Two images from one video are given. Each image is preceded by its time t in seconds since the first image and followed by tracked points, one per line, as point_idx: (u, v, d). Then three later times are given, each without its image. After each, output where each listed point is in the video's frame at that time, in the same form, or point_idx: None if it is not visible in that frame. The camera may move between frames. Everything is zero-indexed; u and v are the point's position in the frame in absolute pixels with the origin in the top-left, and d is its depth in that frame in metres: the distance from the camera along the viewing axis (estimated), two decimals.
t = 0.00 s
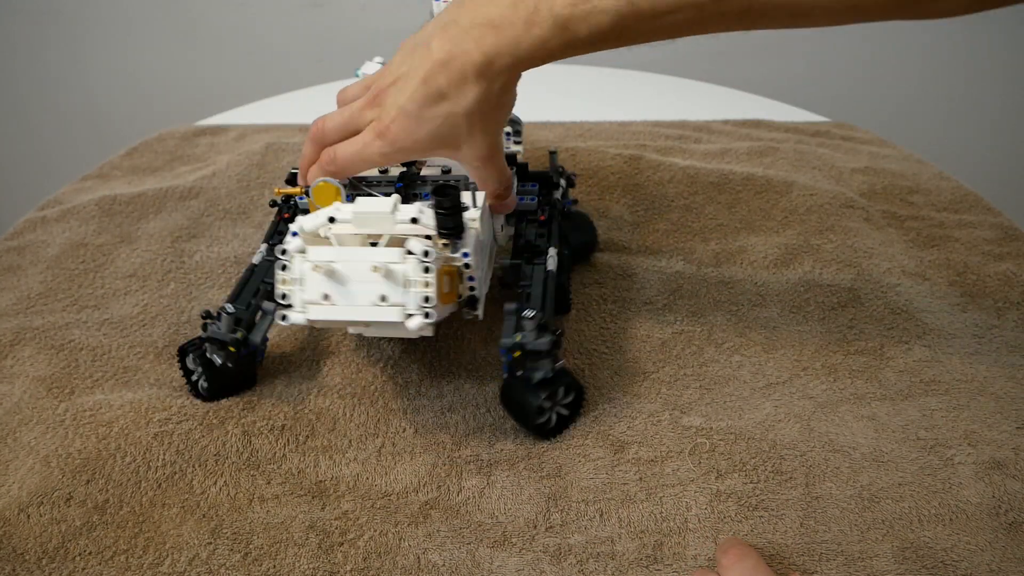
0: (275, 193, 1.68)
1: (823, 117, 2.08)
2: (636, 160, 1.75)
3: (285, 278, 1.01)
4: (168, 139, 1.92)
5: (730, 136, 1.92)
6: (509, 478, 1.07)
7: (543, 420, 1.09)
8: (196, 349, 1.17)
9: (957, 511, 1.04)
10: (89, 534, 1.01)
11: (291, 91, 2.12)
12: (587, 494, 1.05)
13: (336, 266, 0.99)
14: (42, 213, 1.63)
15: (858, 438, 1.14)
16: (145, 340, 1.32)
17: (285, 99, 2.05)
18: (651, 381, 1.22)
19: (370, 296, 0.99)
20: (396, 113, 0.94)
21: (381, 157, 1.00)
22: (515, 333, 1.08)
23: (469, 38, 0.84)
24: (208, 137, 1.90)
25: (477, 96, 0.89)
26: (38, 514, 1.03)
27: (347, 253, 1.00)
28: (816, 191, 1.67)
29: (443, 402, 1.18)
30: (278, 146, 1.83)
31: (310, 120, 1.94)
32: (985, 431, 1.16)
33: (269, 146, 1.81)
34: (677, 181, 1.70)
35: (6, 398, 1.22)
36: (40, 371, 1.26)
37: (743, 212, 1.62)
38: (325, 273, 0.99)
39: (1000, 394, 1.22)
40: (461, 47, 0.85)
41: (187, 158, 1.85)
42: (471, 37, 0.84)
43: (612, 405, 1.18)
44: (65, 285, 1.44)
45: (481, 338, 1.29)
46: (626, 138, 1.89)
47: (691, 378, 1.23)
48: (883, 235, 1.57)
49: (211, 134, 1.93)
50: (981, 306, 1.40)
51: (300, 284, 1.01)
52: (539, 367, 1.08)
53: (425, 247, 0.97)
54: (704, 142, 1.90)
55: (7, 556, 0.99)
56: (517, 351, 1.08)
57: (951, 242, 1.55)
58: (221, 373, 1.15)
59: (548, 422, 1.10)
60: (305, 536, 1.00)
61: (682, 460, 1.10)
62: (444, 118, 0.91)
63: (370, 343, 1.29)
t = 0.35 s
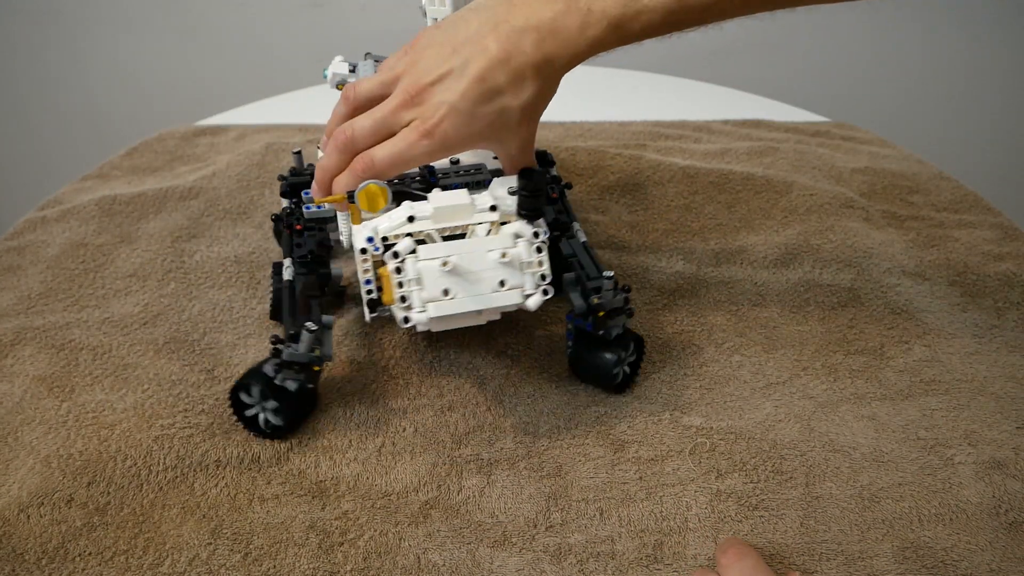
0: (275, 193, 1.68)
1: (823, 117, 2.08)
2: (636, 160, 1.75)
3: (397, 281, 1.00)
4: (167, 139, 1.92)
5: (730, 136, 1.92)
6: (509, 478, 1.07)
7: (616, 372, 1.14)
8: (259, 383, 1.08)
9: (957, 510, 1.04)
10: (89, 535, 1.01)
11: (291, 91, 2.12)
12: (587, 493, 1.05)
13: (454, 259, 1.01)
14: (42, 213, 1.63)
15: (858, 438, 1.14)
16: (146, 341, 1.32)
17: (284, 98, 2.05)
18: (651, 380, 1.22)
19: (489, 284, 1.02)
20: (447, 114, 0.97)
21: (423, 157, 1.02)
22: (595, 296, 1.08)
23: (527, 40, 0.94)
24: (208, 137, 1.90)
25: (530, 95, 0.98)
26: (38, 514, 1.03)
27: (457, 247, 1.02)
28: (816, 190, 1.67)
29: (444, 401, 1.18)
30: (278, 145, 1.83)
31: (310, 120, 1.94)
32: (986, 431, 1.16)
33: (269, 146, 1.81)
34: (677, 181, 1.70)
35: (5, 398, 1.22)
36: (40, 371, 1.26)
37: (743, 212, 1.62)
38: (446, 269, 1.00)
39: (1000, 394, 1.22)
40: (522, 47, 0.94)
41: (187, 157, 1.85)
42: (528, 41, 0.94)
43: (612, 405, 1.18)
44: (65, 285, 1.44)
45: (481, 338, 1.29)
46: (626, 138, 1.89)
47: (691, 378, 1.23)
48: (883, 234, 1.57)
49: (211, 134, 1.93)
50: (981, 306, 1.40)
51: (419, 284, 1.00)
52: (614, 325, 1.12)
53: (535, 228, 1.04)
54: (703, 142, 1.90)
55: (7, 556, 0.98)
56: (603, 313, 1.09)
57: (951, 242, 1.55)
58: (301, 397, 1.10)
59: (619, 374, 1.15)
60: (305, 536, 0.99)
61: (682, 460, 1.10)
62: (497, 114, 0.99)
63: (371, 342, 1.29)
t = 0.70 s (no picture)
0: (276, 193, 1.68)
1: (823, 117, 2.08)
2: (636, 160, 1.75)
3: (449, 274, 1.00)
4: (167, 139, 1.92)
5: (730, 136, 1.92)
6: (509, 478, 1.07)
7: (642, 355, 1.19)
8: (321, 412, 1.07)
9: (957, 511, 1.04)
10: (89, 535, 1.01)
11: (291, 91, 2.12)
12: (587, 494, 1.05)
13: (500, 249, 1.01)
14: (42, 213, 1.63)
15: (858, 438, 1.14)
16: (146, 341, 1.32)
17: (284, 99, 2.05)
18: (652, 381, 1.22)
19: (535, 269, 1.03)
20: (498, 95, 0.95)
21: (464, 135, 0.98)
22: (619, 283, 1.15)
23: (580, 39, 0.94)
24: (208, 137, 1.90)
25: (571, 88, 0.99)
26: (38, 514, 1.03)
27: (502, 234, 1.02)
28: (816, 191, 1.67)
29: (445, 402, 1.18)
30: (278, 145, 1.83)
31: (309, 120, 1.94)
32: (986, 431, 1.16)
33: (269, 146, 1.81)
34: (677, 181, 1.70)
35: (5, 398, 1.22)
36: (40, 371, 1.26)
37: (743, 212, 1.62)
38: (497, 257, 1.01)
39: (1000, 394, 1.22)
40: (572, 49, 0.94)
41: (187, 157, 1.85)
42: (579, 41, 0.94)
43: (612, 405, 1.18)
44: (65, 285, 1.44)
45: (482, 338, 1.29)
46: (626, 138, 1.89)
47: (691, 378, 1.23)
48: (883, 234, 1.57)
49: (211, 134, 1.93)
50: (981, 306, 1.40)
51: (469, 276, 1.01)
52: (636, 312, 1.17)
53: (573, 210, 1.05)
54: (704, 142, 1.90)
55: (6, 556, 0.98)
56: (628, 299, 1.14)
57: (951, 242, 1.55)
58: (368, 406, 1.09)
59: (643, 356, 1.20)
60: (305, 537, 0.99)
61: (682, 460, 1.10)
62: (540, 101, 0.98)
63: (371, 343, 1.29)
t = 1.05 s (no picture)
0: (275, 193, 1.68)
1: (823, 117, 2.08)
2: (637, 160, 1.75)
3: (454, 268, 1.00)
4: (167, 139, 1.92)
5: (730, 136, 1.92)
6: (509, 478, 1.07)
7: (642, 350, 1.19)
8: (324, 410, 1.06)
9: (957, 511, 1.04)
10: (89, 535, 1.01)
11: (290, 91, 2.12)
12: (587, 494, 1.05)
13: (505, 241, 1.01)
14: (42, 213, 1.63)
15: (858, 438, 1.14)
16: (146, 341, 1.32)
17: (284, 99, 2.05)
18: (652, 380, 1.22)
19: (541, 262, 1.03)
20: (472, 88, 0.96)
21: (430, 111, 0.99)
22: (620, 278, 1.14)
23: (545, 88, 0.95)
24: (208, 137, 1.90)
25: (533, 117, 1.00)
26: (38, 514, 1.03)
27: (507, 228, 1.02)
28: (816, 191, 1.67)
29: (445, 402, 1.18)
30: (278, 145, 1.83)
31: (309, 120, 1.94)
32: (985, 431, 1.16)
33: (269, 146, 1.81)
34: (677, 181, 1.70)
35: (5, 398, 1.22)
36: (40, 371, 1.26)
37: (743, 212, 1.62)
38: (503, 250, 1.00)
39: (1000, 394, 1.22)
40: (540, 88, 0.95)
41: (187, 157, 1.85)
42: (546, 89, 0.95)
43: (612, 405, 1.18)
44: (65, 285, 1.44)
45: (482, 338, 1.29)
46: (626, 138, 1.89)
47: (692, 377, 1.23)
48: (883, 234, 1.57)
49: (211, 134, 1.93)
50: (980, 306, 1.40)
51: (475, 270, 1.01)
52: (637, 306, 1.16)
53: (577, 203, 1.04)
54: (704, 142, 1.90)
55: (6, 556, 0.98)
56: (629, 293, 1.13)
57: (952, 242, 1.55)
58: (372, 406, 1.08)
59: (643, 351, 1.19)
60: (305, 537, 0.99)
61: (682, 460, 1.10)
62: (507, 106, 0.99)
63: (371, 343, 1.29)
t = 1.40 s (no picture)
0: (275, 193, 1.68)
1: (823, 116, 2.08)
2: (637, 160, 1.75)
3: (469, 275, 1.01)
4: (167, 138, 1.92)
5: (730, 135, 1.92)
6: (509, 479, 1.07)
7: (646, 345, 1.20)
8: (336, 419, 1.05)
9: (957, 511, 1.04)
10: (89, 536, 1.01)
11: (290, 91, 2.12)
12: (587, 494, 1.05)
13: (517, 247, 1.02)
14: (42, 213, 1.63)
15: (858, 439, 1.14)
16: (146, 341, 1.32)
17: (284, 98, 2.04)
18: (651, 380, 1.22)
19: (552, 266, 1.03)
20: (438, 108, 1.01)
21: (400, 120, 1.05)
22: (622, 275, 1.15)
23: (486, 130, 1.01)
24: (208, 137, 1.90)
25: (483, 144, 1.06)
26: (38, 515, 1.03)
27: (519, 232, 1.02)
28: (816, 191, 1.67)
29: (444, 402, 1.18)
30: (277, 145, 1.83)
31: (309, 120, 1.93)
32: (985, 431, 1.16)
33: (269, 146, 1.81)
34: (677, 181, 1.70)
35: (5, 398, 1.22)
36: (40, 371, 1.26)
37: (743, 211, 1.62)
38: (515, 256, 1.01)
39: (1000, 394, 1.22)
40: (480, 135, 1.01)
41: (187, 157, 1.85)
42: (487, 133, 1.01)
43: (611, 405, 1.18)
44: (65, 285, 1.44)
45: (482, 338, 1.29)
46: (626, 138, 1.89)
47: (691, 377, 1.23)
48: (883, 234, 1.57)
49: (211, 134, 1.93)
50: (981, 306, 1.40)
51: (487, 276, 1.01)
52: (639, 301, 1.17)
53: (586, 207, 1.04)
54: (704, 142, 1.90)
55: (6, 556, 0.98)
56: (632, 289, 1.14)
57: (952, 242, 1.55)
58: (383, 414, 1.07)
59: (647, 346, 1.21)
60: (305, 538, 0.99)
61: (682, 460, 1.10)
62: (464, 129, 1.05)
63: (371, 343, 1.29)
